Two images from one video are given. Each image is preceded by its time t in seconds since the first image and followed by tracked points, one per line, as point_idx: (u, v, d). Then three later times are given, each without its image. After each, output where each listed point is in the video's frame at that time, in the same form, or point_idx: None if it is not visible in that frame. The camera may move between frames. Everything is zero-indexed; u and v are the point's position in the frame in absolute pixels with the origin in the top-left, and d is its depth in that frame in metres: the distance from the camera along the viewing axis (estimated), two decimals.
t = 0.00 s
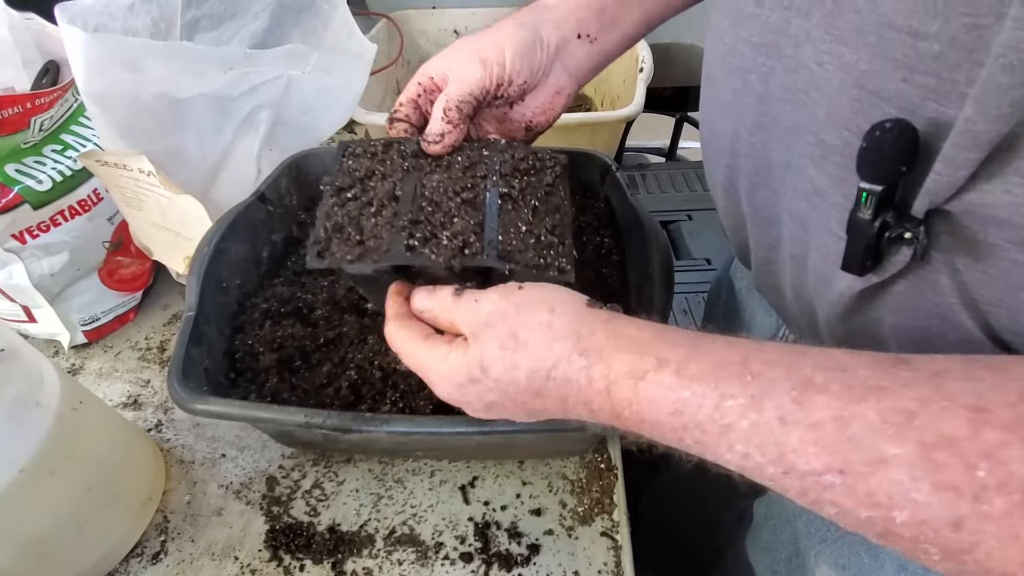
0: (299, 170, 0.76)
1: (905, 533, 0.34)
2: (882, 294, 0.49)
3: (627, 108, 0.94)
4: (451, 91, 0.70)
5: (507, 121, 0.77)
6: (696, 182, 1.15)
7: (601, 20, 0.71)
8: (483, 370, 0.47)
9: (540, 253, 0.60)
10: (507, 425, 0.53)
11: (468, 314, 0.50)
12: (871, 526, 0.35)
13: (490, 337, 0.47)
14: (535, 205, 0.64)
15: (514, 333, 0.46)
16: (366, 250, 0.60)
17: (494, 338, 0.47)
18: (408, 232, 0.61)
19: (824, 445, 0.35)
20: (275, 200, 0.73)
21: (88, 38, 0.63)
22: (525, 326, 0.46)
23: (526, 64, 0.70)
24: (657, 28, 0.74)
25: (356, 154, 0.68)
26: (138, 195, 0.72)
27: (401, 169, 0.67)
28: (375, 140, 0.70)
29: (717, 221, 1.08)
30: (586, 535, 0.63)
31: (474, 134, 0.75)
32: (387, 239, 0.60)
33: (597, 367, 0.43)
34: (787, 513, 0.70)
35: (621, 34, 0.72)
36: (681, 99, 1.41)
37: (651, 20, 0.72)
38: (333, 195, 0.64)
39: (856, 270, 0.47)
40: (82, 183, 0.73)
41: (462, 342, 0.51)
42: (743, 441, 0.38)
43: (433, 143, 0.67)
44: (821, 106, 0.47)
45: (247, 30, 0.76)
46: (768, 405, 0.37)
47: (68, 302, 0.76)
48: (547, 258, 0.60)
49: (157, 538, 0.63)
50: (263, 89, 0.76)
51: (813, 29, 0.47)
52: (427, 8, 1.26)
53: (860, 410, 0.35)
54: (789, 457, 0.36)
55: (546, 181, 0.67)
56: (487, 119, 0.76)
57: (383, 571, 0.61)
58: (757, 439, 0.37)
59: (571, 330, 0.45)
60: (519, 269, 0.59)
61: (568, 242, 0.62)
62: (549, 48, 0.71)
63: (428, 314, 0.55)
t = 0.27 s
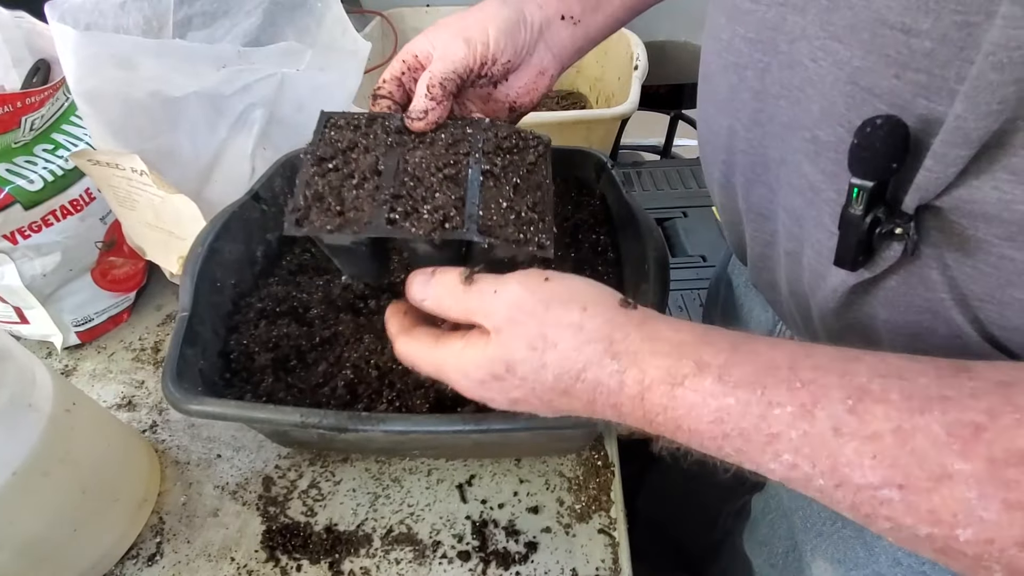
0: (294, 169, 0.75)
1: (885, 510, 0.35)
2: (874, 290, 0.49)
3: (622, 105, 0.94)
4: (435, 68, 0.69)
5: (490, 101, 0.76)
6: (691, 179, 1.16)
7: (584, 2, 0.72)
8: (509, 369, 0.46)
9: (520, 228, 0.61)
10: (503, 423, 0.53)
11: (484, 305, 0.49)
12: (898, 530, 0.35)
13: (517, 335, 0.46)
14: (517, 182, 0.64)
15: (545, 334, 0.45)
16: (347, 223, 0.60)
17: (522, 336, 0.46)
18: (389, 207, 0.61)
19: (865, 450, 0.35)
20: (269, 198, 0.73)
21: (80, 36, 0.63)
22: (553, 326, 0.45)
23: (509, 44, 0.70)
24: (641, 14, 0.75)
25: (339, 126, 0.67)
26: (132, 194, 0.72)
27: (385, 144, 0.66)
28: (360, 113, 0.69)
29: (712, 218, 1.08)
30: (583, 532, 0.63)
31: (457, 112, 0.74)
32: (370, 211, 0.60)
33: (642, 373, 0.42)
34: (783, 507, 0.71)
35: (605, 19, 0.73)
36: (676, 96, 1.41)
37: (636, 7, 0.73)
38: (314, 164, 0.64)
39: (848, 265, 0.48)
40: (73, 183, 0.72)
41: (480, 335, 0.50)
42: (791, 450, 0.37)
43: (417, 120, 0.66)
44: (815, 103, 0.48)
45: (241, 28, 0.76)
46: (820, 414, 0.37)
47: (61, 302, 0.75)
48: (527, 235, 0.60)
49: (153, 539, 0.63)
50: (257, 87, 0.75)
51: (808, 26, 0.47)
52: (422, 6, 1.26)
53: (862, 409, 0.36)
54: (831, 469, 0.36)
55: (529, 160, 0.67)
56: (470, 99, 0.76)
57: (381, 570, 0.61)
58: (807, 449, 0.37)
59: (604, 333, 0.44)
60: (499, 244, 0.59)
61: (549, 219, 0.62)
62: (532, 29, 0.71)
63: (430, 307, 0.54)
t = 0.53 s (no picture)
0: (293, 168, 0.77)
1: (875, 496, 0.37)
2: (864, 288, 0.52)
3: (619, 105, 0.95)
4: (442, 75, 0.70)
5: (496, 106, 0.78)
6: (688, 177, 1.16)
7: (587, 9, 0.73)
8: (517, 313, 0.43)
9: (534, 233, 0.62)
10: (502, 419, 0.53)
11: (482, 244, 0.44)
12: (902, 498, 0.36)
13: (532, 277, 0.42)
14: (529, 186, 0.66)
15: (565, 279, 0.42)
16: (362, 231, 0.61)
17: (537, 278, 0.42)
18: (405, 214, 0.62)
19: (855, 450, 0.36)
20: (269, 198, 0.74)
21: (77, 35, 0.64)
22: (576, 270, 0.42)
23: (515, 49, 0.71)
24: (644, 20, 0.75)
25: (348, 135, 0.69)
26: (131, 193, 0.72)
27: (395, 152, 0.68)
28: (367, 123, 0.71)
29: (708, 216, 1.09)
30: (581, 527, 0.64)
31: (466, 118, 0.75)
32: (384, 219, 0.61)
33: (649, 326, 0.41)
34: (784, 505, 0.71)
35: (608, 25, 0.73)
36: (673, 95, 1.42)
37: (639, 13, 0.74)
38: (325, 175, 0.65)
39: (839, 266, 0.49)
40: (72, 183, 0.72)
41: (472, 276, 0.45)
42: (798, 407, 0.37)
43: (426, 128, 0.69)
44: (805, 106, 0.48)
45: (239, 27, 0.76)
46: (831, 369, 0.37)
47: (60, 301, 0.75)
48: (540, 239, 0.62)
49: (154, 536, 0.64)
50: (255, 87, 0.76)
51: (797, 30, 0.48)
52: (419, 5, 1.26)
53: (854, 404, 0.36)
54: (828, 447, 0.37)
55: (540, 164, 0.70)
56: (477, 106, 0.77)
57: (380, 566, 0.62)
58: (816, 406, 0.37)
59: (626, 283, 0.42)
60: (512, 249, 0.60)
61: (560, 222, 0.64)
62: (536, 35, 0.72)
63: (412, 231, 0.46)
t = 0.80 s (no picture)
0: (290, 165, 0.77)
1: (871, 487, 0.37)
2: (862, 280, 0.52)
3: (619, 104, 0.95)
4: (445, 53, 0.72)
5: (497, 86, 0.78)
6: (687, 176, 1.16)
7: None
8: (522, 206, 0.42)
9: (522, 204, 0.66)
10: (500, 417, 0.53)
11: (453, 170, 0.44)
12: (905, 457, 0.35)
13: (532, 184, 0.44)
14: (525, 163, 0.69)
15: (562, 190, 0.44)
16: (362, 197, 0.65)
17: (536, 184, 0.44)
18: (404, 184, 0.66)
19: (848, 432, 0.36)
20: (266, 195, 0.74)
21: (75, 30, 0.64)
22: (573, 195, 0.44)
23: (515, 29, 0.72)
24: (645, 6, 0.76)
25: (354, 110, 0.73)
26: (129, 190, 0.72)
27: (399, 127, 0.73)
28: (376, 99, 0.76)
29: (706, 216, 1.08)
30: (579, 526, 0.64)
31: (467, 96, 0.77)
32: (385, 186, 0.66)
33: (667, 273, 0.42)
34: (771, 507, 0.72)
35: (609, 9, 0.74)
36: (671, 95, 1.43)
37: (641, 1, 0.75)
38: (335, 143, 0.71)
39: (833, 257, 0.49)
40: (70, 179, 0.72)
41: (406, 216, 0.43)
42: (799, 347, 0.38)
43: (428, 104, 0.72)
44: (800, 95, 0.49)
45: (237, 25, 0.76)
46: (834, 313, 0.38)
47: (58, 299, 0.75)
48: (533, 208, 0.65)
49: (151, 534, 0.63)
50: (254, 83, 0.75)
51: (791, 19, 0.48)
52: (419, 4, 1.26)
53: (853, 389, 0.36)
54: (828, 395, 0.37)
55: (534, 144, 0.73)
56: (479, 86, 0.78)
57: (378, 564, 0.61)
58: (818, 346, 0.37)
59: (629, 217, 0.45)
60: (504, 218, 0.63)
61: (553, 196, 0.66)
62: (537, 15, 0.73)
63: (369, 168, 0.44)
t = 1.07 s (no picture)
0: (292, 168, 0.78)
1: (837, 478, 0.38)
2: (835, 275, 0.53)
3: (615, 107, 0.96)
4: (451, 39, 0.73)
5: (502, 75, 0.79)
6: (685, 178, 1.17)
7: None
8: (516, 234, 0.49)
9: (523, 184, 0.66)
10: (496, 416, 0.54)
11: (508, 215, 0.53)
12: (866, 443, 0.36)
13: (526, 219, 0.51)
14: (523, 143, 0.69)
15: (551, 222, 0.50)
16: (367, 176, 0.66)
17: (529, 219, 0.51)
18: (408, 161, 0.66)
19: (810, 412, 0.38)
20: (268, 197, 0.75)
21: (79, 33, 0.64)
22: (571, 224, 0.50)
23: (519, 19, 0.73)
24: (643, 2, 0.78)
25: (365, 91, 0.73)
26: (132, 191, 0.73)
27: (406, 107, 0.71)
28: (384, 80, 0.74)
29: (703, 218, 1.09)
30: (576, 525, 0.64)
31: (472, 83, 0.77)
32: (391, 164, 0.66)
33: (643, 275, 0.45)
34: (764, 504, 0.72)
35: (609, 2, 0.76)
36: (669, 97, 1.44)
37: None
38: (342, 123, 0.70)
39: (807, 252, 0.50)
40: (73, 181, 0.73)
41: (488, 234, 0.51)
42: (775, 341, 0.39)
43: (434, 87, 0.71)
44: (780, 98, 0.50)
45: (240, 29, 0.77)
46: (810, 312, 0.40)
47: (60, 300, 0.76)
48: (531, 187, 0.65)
49: (152, 532, 0.64)
50: (256, 88, 0.76)
51: (774, 24, 0.49)
52: (419, 8, 1.27)
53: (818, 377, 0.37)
54: (801, 385, 0.38)
55: (534, 126, 0.70)
56: (484, 72, 0.79)
57: (377, 562, 0.62)
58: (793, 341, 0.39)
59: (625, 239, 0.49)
60: (504, 196, 0.64)
61: (550, 176, 0.67)
62: (540, 6, 0.74)
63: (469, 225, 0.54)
